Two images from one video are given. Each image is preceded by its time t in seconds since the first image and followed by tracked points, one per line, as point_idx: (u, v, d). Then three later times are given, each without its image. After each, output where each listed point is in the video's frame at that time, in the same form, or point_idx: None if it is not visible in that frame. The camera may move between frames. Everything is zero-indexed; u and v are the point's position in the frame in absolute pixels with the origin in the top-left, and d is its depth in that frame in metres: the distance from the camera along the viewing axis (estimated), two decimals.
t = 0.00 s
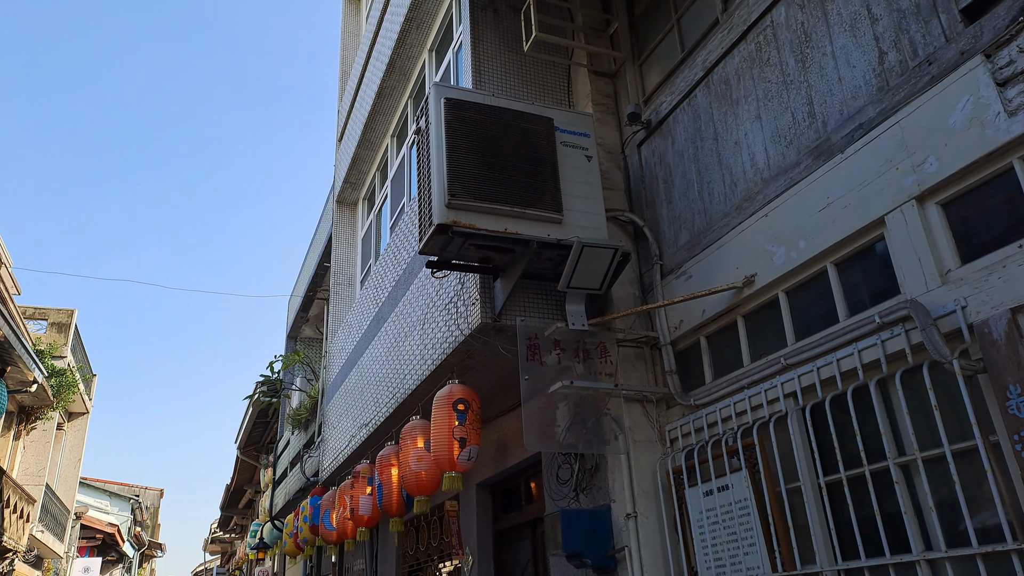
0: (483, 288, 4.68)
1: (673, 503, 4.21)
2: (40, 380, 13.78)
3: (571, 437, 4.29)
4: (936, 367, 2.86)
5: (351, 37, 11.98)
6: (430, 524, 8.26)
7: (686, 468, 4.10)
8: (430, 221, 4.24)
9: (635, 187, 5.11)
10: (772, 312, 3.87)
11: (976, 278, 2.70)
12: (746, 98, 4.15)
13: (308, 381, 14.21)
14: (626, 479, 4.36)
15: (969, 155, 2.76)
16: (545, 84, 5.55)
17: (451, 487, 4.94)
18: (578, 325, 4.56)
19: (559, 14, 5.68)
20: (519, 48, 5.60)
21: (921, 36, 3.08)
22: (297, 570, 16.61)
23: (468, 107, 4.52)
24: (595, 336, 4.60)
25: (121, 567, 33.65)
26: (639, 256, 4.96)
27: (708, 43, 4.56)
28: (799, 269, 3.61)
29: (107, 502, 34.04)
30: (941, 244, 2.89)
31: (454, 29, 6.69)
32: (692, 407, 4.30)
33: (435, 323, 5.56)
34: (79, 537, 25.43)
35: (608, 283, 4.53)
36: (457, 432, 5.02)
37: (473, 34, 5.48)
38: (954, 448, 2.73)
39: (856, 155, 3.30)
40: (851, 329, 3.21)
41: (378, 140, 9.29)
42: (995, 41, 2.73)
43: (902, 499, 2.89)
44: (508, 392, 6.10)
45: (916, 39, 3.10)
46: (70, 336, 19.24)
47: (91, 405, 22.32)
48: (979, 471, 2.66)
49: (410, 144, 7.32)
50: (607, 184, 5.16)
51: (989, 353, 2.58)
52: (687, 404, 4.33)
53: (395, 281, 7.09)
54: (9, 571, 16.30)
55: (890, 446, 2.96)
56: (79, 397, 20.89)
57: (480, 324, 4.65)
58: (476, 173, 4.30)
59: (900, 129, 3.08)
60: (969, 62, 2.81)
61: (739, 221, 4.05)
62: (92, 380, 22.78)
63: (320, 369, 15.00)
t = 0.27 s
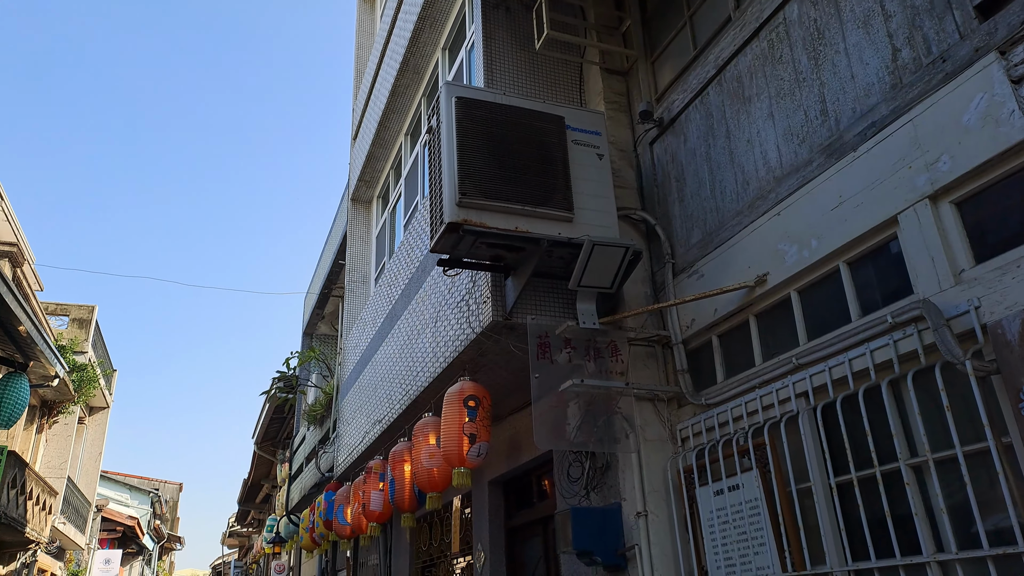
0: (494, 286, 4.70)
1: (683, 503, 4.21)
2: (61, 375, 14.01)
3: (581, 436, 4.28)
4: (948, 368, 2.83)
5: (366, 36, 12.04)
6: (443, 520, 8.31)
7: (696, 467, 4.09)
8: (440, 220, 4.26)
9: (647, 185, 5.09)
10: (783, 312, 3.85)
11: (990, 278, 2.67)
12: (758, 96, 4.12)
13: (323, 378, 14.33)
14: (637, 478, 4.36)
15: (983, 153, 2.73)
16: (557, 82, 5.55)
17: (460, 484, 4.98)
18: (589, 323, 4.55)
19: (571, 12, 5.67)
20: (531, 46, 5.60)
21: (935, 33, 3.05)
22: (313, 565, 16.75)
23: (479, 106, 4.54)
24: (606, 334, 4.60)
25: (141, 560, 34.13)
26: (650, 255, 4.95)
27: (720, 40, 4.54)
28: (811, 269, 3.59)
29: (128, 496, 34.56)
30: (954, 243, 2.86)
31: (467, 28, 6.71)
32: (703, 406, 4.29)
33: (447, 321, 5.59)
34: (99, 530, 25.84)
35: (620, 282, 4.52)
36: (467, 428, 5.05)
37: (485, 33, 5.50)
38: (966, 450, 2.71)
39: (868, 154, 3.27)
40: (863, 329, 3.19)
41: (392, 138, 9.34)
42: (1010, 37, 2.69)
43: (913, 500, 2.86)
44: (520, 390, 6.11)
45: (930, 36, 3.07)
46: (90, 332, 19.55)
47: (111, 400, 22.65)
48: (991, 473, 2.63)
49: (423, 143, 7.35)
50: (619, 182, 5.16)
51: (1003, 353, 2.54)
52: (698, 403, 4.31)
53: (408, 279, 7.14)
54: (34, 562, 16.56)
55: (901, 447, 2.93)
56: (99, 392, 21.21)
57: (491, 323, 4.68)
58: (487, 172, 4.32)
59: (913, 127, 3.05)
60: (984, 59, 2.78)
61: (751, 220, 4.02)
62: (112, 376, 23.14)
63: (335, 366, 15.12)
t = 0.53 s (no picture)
0: (501, 281, 4.73)
1: (691, 494, 4.23)
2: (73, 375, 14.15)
3: (589, 430, 4.31)
4: (953, 358, 2.84)
5: (372, 31, 12.08)
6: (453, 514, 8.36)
7: (703, 459, 4.11)
8: (447, 215, 4.29)
9: (654, 178, 5.10)
10: (790, 303, 3.86)
11: (994, 268, 2.67)
12: (764, 88, 4.13)
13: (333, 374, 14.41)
14: (644, 471, 4.38)
15: (988, 143, 2.73)
16: (563, 76, 5.56)
17: (466, 478, 5.02)
18: (596, 317, 4.56)
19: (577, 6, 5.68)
20: (537, 40, 5.61)
21: (940, 23, 3.05)
22: (325, 560, 16.87)
23: (484, 101, 4.57)
24: (613, 328, 4.61)
25: (154, 557, 34.45)
26: (657, 248, 4.96)
27: (726, 32, 4.54)
28: (816, 260, 3.60)
29: (140, 493, 34.88)
30: (959, 233, 2.86)
31: (473, 22, 6.73)
32: (710, 398, 4.31)
33: (455, 316, 5.63)
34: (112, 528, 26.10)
35: (626, 275, 4.54)
36: (473, 424, 5.10)
37: (491, 27, 5.52)
38: (970, 439, 2.72)
39: (874, 144, 3.27)
40: (868, 320, 3.19)
41: (400, 134, 9.37)
42: (1015, 26, 2.69)
43: (919, 490, 2.87)
44: (529, 385, 6.14)
45: (935, 25, 3.07)
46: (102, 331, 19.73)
47: (124, 398, 22.87)
48: (996, 462, 2.64)
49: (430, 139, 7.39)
50: (626, 175, 5.16)
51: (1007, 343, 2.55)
52: (705, 396, 4.33)
53: (417, 275, 7.18)
54: (48, 560, 16.72)
55: (906, 437, 2.94)
56: (111, 390, 21.41)
57: (498, 318, 4.71)
58: (493, 167, 4.35)
59: (918, 117, 3.05)
60: (989, 48, 2.78)
61: (757, 212, 4.03)
62: (124, 374, 23.35)
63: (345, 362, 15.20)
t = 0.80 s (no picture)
0: (500, 268, 4.74)
1: (689, 480, 4.25)
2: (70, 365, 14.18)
3: (588, 416, 4.35)
4: (948, 342, 2.85)
5: (372, 17, 12.04)
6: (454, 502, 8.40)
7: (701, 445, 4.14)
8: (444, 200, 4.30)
9: (653, 163, 5.10)
10: (787, 288, 3.86)
11: (988, 251, 2.68)
12: (763, 72, 4.13)
13: (334, 363, 14.45)
14: (642, 457, 4.40)
15: (984, 125, 2.73)
16: (562, 61, 5.55)
17: (467, 467, 5.05)
18: (594, 304, 4.57)
19: None
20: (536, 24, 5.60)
21: (938, 5, 3.05)
22: (326, 549, 16.96)
23: (482, 85, 4.56)
24: (612, 314, 4.62)
25: (156, 547, 34.62)
26: (656, 233, 4.97)
27: (724, 17, 4.54)
28: (814, 244, 3.60)
29: (141, 484, 35.01)
30: (954, 216, 2.87)
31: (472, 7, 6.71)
32: (708, 384, 4.32)
33: (454, 303, 5.64)
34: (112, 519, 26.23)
35: (624, 261, 4.55)
36: (473, 412, 5.13)
37: (489, 11, 5.50)
38: (964, 422, 2.73)
39: (871, 128, 3.28)
40: (864, 304, 3.20)
41: (399, 121, 9.36)
42: (1011, 7, 2.69)
43: (913, 473, 2.89)
44: (528, 371, 6.16)
45: (933, 7, 3.07)
46: (100, 322, 19.74)
47: (122, 390, 22.93)
48: (989, 444, 2.66)
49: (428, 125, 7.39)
50: (625, 161, 5.16)
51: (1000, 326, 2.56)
52: (703, 381, 4.35)
53: (416, 262, 7.20)
54: (45, 551, 16.89)
55: (901, 421, 2.96)
56: (110, 381, 21.46)
57: (497, 304, 4.71)
58: (491, 152, 4.35)
59: (915, 100, 3.06)
60: (985, 30, 2.78)
61: (755, 197, 4.04)
62: (121, 365, 23.38)
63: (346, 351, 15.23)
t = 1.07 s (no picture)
0: (489, 262, 4.69)
1: (677, 478, 4.21)
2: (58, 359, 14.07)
3: (577, 413, 4.30)
4: (938, 339, 2.82)
5: (366, 12, 11.98)
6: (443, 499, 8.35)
7: (690, 443, 4.10)
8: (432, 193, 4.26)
9: (645, 159, 5.07)
10: (777, 284, 3.83)
11: (979, 247, 2.65)
12: (754, 66, 4.10)
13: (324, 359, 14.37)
14: (631, 455, 4.36)
15: (974, 119, 2.71)
16: (554, 55, 5.52)
17: (459, 465, 4.98)
18: (583, 299, 4.54)
19: None
20: (528, 18, 5.56)
21: None
22: (314, 547, 16.88)
23: (471, 77, 4.52)
24: (601, 310, 4.58)
25: (145, 544, 34.42)
26: (646, 229, 4.93)
27: (716, 11, 4.51)
28: (804, 240, 3.57)
29: (130, 480, 34.79)
30: (945, 212, 2.84)
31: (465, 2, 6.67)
32: (698, 381, 4.29)
33: (443, 299, 5.60)
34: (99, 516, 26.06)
35: (614, 257, 4.51)
36: (464, 409, 5.06)
37: (482, 4, 5.46)
38: (954, 420, 2.71)
39: (862, 122, 3.25)
40: (854, 301, 3.17)
41: (392, 116, 9.31)
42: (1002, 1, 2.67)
43: (902, 472, 2.86)
44: (517, 368, 6.11)
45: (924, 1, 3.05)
46: (89, 316, 19.61)
47: (111, 385, 22.76)
48: (978, 443, 2.63)
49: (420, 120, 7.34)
50: (616, 156, 5.13)
51: (990, 322, 2.53)
52: (693, 378, 4.31)
53: (406, 257, 7.16)
54: (29, 548, 16.81)
55: (891, 419, 2.93)
56: (99, 376, 21.29)
57: (485, 299, 4.66)
58: (479, 144, 4.31)
59: (906, 94, 3.03)
60: (976, 23, 2.76)
61: (746, 192, 4.01)
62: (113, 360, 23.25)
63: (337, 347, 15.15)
